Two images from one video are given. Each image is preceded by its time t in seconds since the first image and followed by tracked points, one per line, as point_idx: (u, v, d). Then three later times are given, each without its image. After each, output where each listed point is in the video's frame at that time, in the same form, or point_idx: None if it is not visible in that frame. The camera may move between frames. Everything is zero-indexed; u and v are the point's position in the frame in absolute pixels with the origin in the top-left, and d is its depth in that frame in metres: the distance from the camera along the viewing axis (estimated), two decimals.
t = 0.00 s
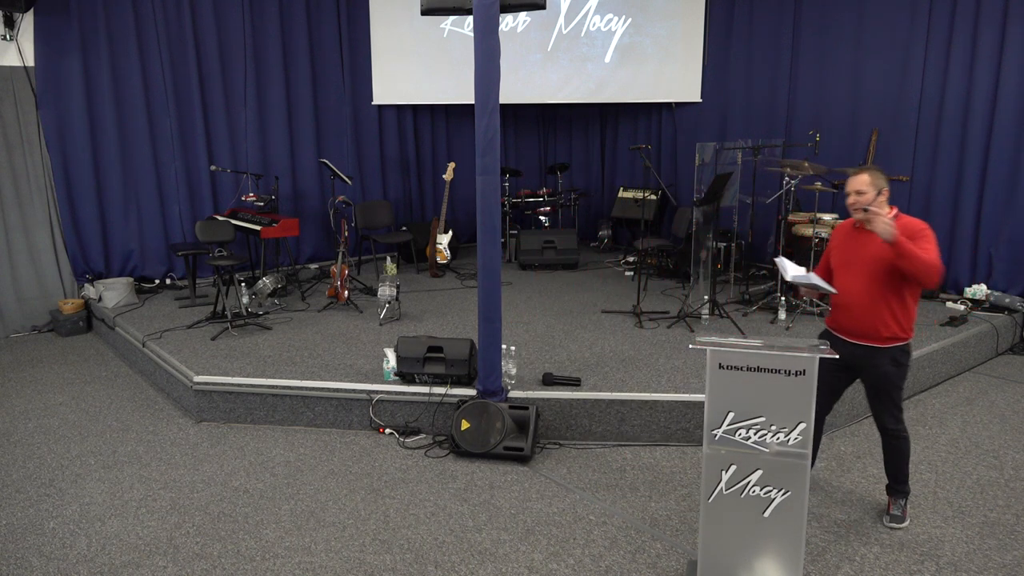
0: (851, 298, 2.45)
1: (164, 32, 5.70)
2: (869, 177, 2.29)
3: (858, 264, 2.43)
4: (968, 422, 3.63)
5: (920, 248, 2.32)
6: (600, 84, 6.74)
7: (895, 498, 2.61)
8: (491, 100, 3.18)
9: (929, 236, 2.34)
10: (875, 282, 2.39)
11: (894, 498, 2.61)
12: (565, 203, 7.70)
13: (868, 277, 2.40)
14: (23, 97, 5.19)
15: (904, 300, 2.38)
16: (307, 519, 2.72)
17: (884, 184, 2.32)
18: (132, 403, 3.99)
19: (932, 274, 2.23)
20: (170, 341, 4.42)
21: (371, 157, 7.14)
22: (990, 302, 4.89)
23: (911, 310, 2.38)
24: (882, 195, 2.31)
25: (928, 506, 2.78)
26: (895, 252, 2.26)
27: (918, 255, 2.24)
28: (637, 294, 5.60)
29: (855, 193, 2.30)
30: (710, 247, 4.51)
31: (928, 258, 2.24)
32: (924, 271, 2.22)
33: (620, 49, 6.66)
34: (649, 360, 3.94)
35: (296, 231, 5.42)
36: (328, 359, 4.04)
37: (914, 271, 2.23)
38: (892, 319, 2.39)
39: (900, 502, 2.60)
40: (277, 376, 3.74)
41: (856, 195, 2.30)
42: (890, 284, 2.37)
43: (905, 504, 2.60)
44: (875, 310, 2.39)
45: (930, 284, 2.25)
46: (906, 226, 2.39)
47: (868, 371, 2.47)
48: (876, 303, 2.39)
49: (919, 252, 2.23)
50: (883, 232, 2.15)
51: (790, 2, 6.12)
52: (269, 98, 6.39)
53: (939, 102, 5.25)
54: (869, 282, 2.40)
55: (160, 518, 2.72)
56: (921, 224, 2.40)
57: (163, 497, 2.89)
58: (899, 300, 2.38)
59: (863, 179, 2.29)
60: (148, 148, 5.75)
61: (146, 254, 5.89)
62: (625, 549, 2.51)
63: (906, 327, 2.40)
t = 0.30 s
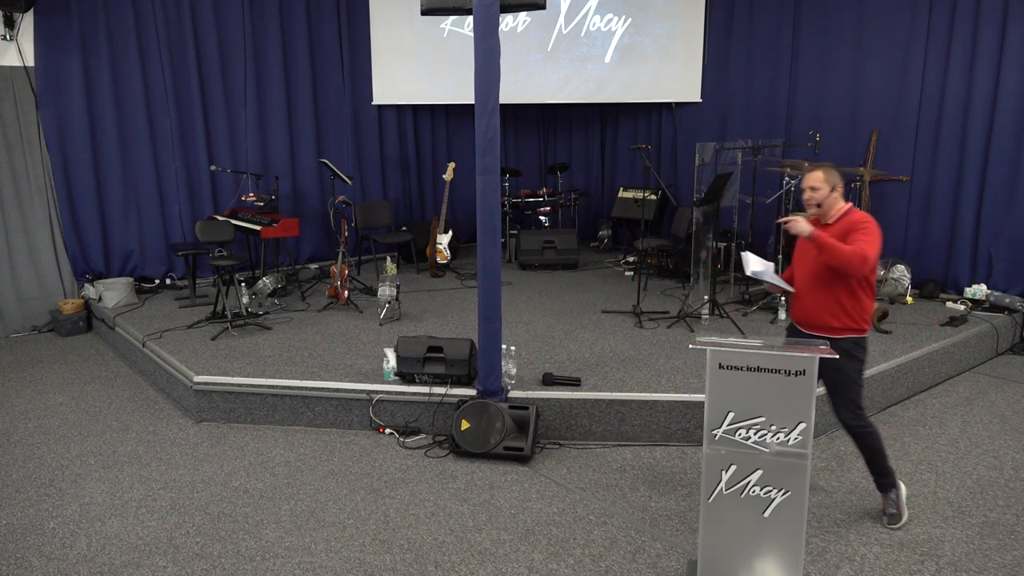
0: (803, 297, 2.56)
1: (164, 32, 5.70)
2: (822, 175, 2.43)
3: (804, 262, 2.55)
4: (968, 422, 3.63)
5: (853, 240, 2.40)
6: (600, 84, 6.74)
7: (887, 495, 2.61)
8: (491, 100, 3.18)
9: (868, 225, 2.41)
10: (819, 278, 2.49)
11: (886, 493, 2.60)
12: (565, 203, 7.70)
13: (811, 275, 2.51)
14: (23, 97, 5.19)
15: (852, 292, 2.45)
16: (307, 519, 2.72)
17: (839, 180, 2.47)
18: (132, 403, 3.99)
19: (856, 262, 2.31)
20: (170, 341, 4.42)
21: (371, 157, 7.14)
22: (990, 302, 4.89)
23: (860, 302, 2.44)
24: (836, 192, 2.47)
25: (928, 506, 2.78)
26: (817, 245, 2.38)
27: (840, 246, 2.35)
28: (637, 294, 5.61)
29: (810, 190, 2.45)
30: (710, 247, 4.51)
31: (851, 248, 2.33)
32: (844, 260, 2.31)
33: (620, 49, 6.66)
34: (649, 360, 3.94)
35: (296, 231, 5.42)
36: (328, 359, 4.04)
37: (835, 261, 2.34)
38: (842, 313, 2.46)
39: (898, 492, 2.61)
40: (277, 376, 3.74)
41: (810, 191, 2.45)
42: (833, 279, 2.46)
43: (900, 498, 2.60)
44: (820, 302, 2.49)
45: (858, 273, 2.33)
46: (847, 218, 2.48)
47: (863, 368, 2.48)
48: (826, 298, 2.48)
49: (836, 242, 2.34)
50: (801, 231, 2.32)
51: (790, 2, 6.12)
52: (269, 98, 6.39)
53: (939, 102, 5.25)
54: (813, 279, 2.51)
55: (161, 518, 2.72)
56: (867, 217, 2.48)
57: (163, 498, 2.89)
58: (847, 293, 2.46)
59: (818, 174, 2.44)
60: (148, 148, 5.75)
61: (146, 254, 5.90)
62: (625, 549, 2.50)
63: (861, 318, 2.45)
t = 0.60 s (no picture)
0: (772, 288, 2.63)
1: (164, 32, 5.70)
2: (792, 173, 2.47)
3: (776, 254, 2.62)
4: (968, 422, 3.63)
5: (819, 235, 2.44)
6: (600, 84, 6.74)
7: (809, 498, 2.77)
8: (490, 100, 3.18)
9: (835, 223, 2.44)
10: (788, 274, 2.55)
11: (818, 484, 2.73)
12: (565, 203, 7.70)
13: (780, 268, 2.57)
14: (23, 97, 5.19)
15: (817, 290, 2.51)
16: (307, 519, 2.72)
17: (810, 178, 2.51)
18: (133, 403, 3.99)
19: (816, 257, 2.35)
20: (170, 341, 4.42)
21: (371, 157, 7.14)
22: (990, 302, 4.89)
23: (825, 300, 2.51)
24: (806, 189, 2.51)
25: (928, 506, 2.77)
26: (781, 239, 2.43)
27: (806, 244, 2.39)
28: (638, 294, 5.61)
29: (781, 186, 2.51)
30: (710, 248, 4.52)
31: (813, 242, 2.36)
32: (808, 258, 2.36)
33: (620, 49, 6.66)
34: (649, 360, 3.94)
35: (296, 231, 5.42)
36: (329, 359, 4.04)
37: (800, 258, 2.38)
38: (808, 307, 2.54)
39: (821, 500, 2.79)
40: (277, 376, 3.74)
41: (781, 188, 2.51)
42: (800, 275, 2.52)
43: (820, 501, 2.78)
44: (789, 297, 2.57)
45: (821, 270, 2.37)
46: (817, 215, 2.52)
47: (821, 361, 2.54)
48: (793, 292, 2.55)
49: (801, 234, 2.36)
50: (775, 219, 2.28)
51: (790, 2, 6.12)
52: (269, 98, 6.39)
53: (939, 102, 5.25)
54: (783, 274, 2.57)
55: (160, 518, 2.72)
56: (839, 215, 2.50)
57: (163, 498, 2.89)
58: (814, 288, 2.52)
59: (788, 173, 2.48)
60: (148, 148, 5.75)
61: (146, 254, 5.90)
62: (625, 549, 2.51)
63: (825, 315, 2.53)
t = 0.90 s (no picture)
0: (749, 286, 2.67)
1: (164, 32, 5.71)
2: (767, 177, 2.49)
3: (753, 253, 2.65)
4: (968, 422, 3.63)
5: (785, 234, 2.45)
6: (600, 84, 6.74)
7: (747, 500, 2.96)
8: (490, 100, 3.18)
9: (805, 222, 2.43)
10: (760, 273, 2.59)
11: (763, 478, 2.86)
12: (565, 203, 7.69)
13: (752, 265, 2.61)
14: (23, 97, 5.19)
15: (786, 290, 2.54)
16: (307, 519, 2.72)
17: (783, 183, 2.51)
18: (132, 403, 3.99)
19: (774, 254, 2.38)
20: (170, 341, 4.42)
21: (371, 157, 7.14)
22: (990, 302, 4.89)
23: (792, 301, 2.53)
24: (780, 194, 2.51)
25: (928, 506, 2.77)
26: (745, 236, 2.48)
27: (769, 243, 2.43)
28: (638, 294, 5.61)
29: (756, 192, 2.53)
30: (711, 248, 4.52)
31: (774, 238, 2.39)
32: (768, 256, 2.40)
33: (620, 49, 6.66)
34: (649, 360, 3.94)
35: (296, 231, 5.42)
36: (329, 359, 4.04)
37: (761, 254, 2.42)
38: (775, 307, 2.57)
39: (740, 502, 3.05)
40: (277, 376, 3.74)
41: (755, 194, 2.53)
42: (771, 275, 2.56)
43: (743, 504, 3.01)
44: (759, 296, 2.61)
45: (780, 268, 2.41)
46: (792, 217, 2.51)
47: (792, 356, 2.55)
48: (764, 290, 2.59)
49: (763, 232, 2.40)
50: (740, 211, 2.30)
51: (790, 2, 6.12)
52: (269, 98, 6.39)
53: (939, 102, 5.25)
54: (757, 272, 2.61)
55: (161, 518, 2.72)
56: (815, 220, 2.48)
57: (163, 498, 2.89)
58: (785, 288, 2.55)
59: (761, 179, 2.51)
60: (148, 148, 5.75)
61: (146, 254, 5.89)
62: (625, 549, 2.50)
63: (793, 317, 2.55)
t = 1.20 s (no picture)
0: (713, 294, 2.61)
1: (163, 32, 5.70)
2: (729, 184, 2.45)
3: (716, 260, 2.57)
4: (968, 422, 3.63)
5: (740, 244, 2.39)
6: (600, 84, 6.74)
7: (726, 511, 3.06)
8: (490, 101, 3.18)
9: (760, 232, 2.36)
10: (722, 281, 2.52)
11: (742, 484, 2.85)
12: (564, 203, 7.68)
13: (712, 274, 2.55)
14: (23, 97, 5.19)
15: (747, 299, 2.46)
16: (307, 519, 2.72)
17: (747, 190, 2.44)
18: (132, 403, 3.99)
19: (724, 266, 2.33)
20: (170, 341, 4.42)
21: (371, 157, 7.14)
22: (990, 302, 4.89)
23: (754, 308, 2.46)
24: (743, 202, 2.45)
25: (928, 506, 2.77)
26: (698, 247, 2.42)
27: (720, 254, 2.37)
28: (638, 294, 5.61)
29: (719, 198, 2.49)
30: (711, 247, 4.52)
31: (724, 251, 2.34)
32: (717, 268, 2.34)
33: (620, 49, 6.66)
34: (649, 360, 3.94)
35: (296, 231, 5.42)
36: (329, 359, 4.04)
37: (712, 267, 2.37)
38: (738, 315, 2.50)
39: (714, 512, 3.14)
40: (278, 376, 3.73)
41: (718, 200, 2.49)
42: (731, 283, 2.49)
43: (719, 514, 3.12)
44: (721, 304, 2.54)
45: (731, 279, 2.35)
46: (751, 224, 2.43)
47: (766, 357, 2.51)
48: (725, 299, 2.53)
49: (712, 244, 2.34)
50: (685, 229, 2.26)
51: (790, 2, 6.12)
52: (269, 98, 6.39)
53: (939, 103, 5.25)
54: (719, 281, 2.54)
55: (161, 518, 2.72)
56: (773, 225, 2.40)
57: (163, 498, 2.89)
58: (745, 296, 2.48)
59: (724, 185, 2.46)
60: (148, 148, 5.75)
61: (146, 254, 5.89)
62: (625, 549, 2.51)
63: (756, 324, 2.47)
